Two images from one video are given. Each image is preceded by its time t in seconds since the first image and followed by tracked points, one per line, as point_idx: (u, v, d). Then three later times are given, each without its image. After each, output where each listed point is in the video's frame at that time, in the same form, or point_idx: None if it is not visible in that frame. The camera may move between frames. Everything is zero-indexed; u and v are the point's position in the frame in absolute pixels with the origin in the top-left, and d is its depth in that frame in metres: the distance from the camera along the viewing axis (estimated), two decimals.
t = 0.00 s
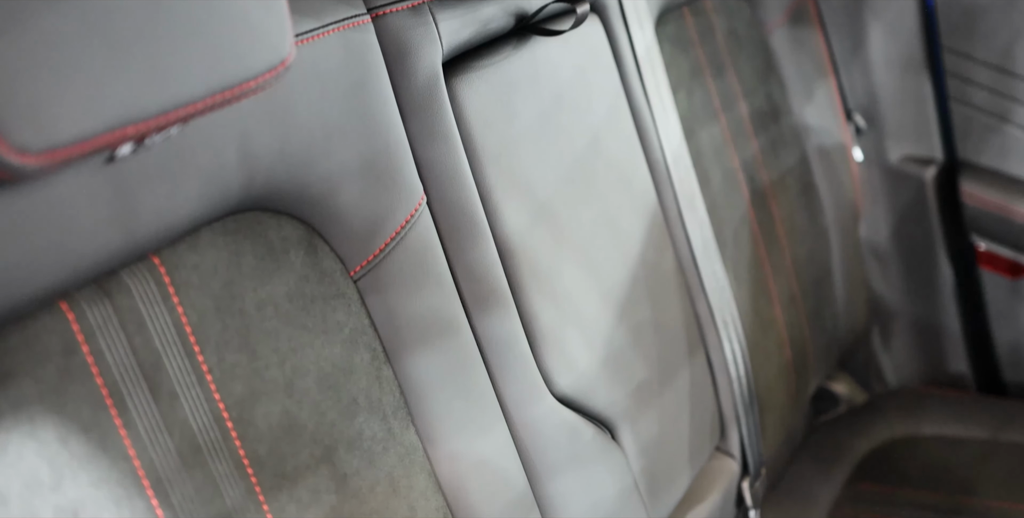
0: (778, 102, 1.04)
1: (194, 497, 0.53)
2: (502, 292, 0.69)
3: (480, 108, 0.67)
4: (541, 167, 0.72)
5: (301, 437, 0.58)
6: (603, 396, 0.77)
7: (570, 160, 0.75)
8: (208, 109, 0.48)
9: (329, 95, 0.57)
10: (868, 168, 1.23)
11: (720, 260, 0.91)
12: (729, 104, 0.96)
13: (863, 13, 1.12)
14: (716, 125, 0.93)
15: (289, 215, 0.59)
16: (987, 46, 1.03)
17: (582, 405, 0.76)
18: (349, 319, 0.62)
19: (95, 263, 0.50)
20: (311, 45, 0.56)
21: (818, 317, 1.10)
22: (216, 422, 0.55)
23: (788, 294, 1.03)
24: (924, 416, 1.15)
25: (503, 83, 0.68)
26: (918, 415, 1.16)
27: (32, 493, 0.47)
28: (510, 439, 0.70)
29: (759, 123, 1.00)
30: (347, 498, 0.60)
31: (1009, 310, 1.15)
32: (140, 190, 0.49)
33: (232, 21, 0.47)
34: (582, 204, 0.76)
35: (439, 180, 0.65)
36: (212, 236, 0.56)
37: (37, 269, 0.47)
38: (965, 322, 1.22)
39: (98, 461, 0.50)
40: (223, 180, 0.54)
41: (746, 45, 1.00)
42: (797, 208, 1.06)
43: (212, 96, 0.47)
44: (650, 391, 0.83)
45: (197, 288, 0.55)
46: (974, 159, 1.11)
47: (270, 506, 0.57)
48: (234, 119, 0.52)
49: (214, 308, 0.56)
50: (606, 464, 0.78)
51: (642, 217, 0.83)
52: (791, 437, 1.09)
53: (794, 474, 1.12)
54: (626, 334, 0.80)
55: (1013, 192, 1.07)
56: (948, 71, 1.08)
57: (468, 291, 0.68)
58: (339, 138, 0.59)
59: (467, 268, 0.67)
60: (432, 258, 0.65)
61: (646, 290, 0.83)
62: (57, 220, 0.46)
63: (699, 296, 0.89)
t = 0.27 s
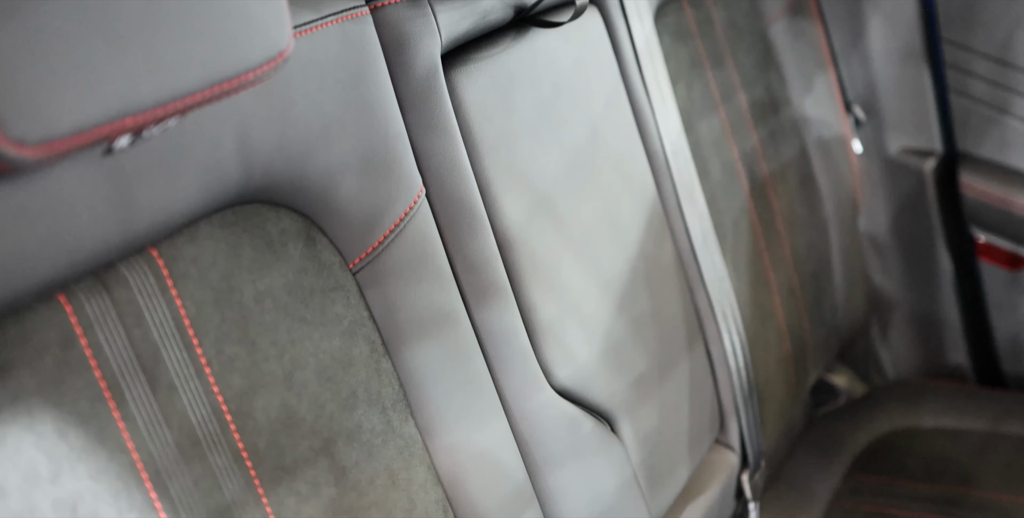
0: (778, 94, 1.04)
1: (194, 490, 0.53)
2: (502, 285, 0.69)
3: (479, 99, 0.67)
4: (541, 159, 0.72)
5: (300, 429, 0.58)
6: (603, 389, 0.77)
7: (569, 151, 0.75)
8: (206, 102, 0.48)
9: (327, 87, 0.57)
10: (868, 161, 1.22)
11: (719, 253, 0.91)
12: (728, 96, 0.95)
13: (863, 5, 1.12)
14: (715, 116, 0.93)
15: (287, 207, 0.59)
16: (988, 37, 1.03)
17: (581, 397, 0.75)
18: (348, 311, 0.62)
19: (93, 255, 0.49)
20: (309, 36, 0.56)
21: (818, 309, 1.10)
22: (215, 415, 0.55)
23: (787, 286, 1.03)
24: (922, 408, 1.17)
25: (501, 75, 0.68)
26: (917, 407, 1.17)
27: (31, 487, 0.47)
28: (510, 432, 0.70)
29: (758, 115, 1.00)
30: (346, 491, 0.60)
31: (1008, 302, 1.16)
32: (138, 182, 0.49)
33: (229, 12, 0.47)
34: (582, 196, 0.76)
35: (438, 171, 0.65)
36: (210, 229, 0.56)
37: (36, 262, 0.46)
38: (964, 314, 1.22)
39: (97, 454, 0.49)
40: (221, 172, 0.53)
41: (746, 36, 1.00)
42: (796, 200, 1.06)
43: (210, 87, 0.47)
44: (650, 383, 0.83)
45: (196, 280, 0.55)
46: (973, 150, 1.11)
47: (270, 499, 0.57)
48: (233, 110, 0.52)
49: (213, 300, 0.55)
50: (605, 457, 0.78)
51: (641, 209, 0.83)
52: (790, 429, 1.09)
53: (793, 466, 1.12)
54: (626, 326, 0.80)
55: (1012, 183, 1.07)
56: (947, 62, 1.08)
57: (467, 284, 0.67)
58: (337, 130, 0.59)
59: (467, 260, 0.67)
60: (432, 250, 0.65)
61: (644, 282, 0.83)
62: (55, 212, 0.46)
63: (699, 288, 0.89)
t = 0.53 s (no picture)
0: (777, 86, 1.04)
1: (193, 483, 0.53)
2: (501, 277, 0.69)
3: (477, 91, 0.66)
4: (540, 151, 0.71)
5: (299, 422, 0.58)
6: (603, 382, 0.77)
7: (567, 144, 0.74)
8: (204, 93, 0.48)
9: (325, 80, 0.57)
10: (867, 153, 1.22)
11: (719, 245, 0.91)
12: (727, 88, 0.95)
13: None
14: (714, 109, 0.93)
15: (286, 200, 0.59)
16: (988, 29, 1.03)
17: (580, 390, 0.75)
18: (347, 304, 0.61)
19: (91, 247, 0.49)
20: (307, 28, 0.56)
21: (818, 301, 1.10)
22: (213, 408, 0.55)
23: (786, 278, 1.03)
24: (921, 400, 1.17)
25: (499, 67, 0.68)
26: (917, 399, 1.18)
27: (29, 480, 0.47)
28: (509, 425, 0.70)
29: (757, 107, 1.00)
30: (346, 484, 0.60)
31: (1007, 295, 1.17)
32: (135, 174, 0.49)
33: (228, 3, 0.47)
34: (580, 188, 0.76)
35: (436, 164, 0.65)
36: (208, 221, 0.55)
37: (33, 254, 0.46)
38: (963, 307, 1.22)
39: (96, 447, 0.49)
40: (219, 164, 0.53)
41: (745, 28, 0.99)
42: (796, 193, 1.06)
43: (208, 78, 0.47)
44: (650, 376, 0.83)
45: (194, 273, 0.54)
46: (972, 143, 1.11)
47: (269, 492, 0.56)
48: (231, 101, 0.52)
49: (212, 293, 0.55)
50: (605, 450, 0.78)
51: (639, 202, 0.83)
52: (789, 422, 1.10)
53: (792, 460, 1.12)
54: (625, 318, 0.80)
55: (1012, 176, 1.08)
56: (947, 54, 1.08)
57: (466, 276, 0.67)
58: (335, 122, 0.58)
59: (465, 253, 0.67)
60: (430, 243, 0.65)
61: (644, 275, 0.83)
62: (52, 204, 0.46)
63: (698, 281, 0.89)
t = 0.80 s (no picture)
0: (776, 79, 1.04)
1: (191, 476, 0.53)
2: (499, 270, 0.69)
3: (475, 83, 0.66)
4: (538, 144, 0.71)
5: (297, 415, 0.58)
6: (602, 375, 0.77)
7: (564, 136, 0.74)
8: (201, 85, 0.48)
9: (323, 72, 0.57)
10: (867, 145, 1.23)
11: (718, 238, 0.91)
12: (726, 81, 0.95)
13: None
14: (713, 101, 0.93)
15: (284, 192, 0.59)
16: (988, 21, 1.02)
17: (579, 383, 0.75)
18: (345, 297, 0.61)
19: (88, 240, 0.49)
20: (304, 20, 0.55)
21: (818, 294, 1.11)
22: (212, 401, 0.54)
23: (786, 271, 1.03)
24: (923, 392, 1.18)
25: (497, 59, 0.68)
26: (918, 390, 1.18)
27: (27, 473, 0.47)
28: (508, 417, 0.71)
29: (757, 100, 1.00)
30: (345, 477, 0.60)
31: (1007, 286, 1.16)
32: (133, 166, 0.49)
33: None
34: (578, 180, 0.75)
35: (435, 156, 0.65)
36: (206, 214, 0.55)
37: (31, 246, 0.46)
38: (963, 298, 1.22)
39: (94, 441, 0.49)
40: (217, 157, 0.53)
41: (745, 21, 0.99)
42: (796, 185, 1.06)
43: (205, 70, 0.47)
44: (649, 368, 0.83)
45: (192, 265, 0.54)
46: (973, 136, 1.11)
47: (267, 485, 0.56)
48: (230, 92, 0.52)
49: (210, 286, 0.55)
50: (604, 443, 0.78)
51: (638, 195, 0.83)
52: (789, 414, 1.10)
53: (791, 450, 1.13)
54: (625, 311, 0.80)
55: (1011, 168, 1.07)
56: (947, 46, 1.07)
57: (465, 268, 0.67)
58: (333, 115, 0.58)
59: (464, 246, 0.67)
60: (429, 236, 0.65)
61: (643, 268, 0.83)
62: (50, 197, 0.46)
63: (698, 274, 0.89)
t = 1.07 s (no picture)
0: (776, 71, 1.03)
1: (190, 469, 0.53)
2: (498, 262, 0.68)
3: (474, 76, 0.66)
4: (537, 137, 0.71)
5: (296, 408, 0.58)
6: (601, 368, 0.77)
7: (563, 128, 0.74)
8: (199, 76, 0.48)
9: (322, 64, 0.57)
10: (866, 137, 1.23)
11: (718, 231, 0.90)
12: (725, 73, 0.95)
13: None
14: (712, 93, 0.93)
15: (282, 184, 0.59)
16: (987, 13, 1.03)
17: (579, 375, 0.75)
18: (344, 289, 0.61)
19: (85, 232, 0.49)
20: (303, 12, 0.55)
21: (817, 286, 1.11)
22: (211, 394, 0.54)
23: (785, 264, 1.03)
24: (921, 384, 1.18)
25: (496, 51, 0.67)
26: (916, 384, 1.19)
27: (25, 465, 0.47)
28: (506, 409, 0.71)
29: (756, 92, 0.99)
30: (344, 469, 0.60)
31: (1006, 279, 1.17)
32: (131, 158, 0.49)
33: None
34: (576, 172, 0.75)
35: (433, 147, 0.65)
36: (204, 206, 0.55)
37: (28, 240, 0.46)
38: (961, 291, 1.23)
39: (92, 434, 0.49)
40: (215, 149, 0.53)
41: (744, 13, 0.99)
42: (796, 178, 1.06)
43: (203, 62, 0.47)
44: (649, 361, 0.83)
45: (190, 258, 0.54)
46: (972, 128, 1.11)
47: (266, 478, 0.56)
48: (227, 86, 0.51)
49: (208, 278, 0.55)
50: (604, 435, 0.78)
51: (637, 188, 0.82)
52: (789, 407, 1.10)
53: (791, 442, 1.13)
54: (625, 304, 0.80)
55: (1011, 160, 1.08)
56: (945, 38, 1.08)
57: (465, 261, 0.68)
58: (332, 107, 0.58)
59: (463, 239, 0.67)
60: (427, 228, 0.65)
61: (642, 261, 0.82)
62: (47, 189, 0.46)
63: (698, 266, 0.89)
